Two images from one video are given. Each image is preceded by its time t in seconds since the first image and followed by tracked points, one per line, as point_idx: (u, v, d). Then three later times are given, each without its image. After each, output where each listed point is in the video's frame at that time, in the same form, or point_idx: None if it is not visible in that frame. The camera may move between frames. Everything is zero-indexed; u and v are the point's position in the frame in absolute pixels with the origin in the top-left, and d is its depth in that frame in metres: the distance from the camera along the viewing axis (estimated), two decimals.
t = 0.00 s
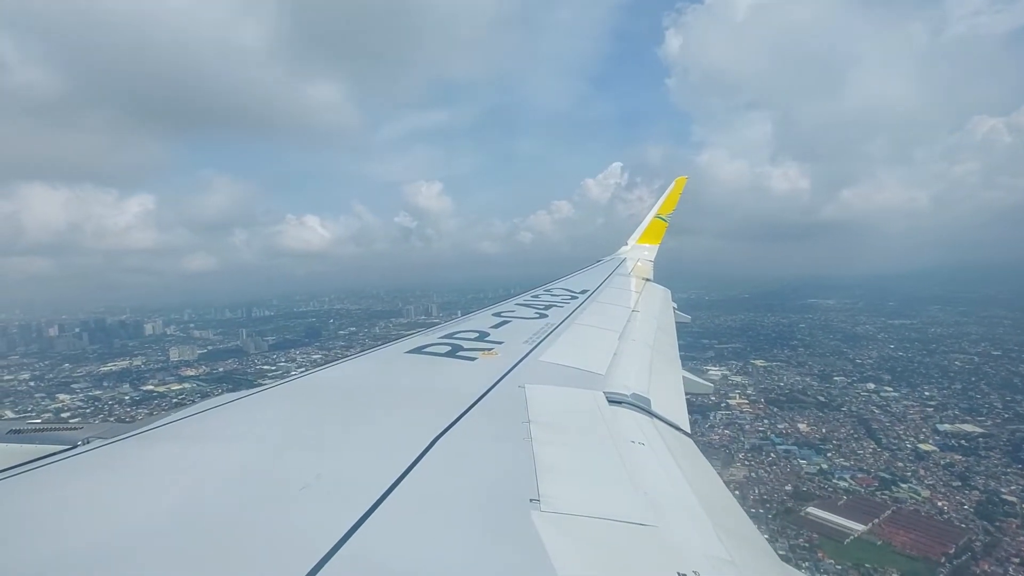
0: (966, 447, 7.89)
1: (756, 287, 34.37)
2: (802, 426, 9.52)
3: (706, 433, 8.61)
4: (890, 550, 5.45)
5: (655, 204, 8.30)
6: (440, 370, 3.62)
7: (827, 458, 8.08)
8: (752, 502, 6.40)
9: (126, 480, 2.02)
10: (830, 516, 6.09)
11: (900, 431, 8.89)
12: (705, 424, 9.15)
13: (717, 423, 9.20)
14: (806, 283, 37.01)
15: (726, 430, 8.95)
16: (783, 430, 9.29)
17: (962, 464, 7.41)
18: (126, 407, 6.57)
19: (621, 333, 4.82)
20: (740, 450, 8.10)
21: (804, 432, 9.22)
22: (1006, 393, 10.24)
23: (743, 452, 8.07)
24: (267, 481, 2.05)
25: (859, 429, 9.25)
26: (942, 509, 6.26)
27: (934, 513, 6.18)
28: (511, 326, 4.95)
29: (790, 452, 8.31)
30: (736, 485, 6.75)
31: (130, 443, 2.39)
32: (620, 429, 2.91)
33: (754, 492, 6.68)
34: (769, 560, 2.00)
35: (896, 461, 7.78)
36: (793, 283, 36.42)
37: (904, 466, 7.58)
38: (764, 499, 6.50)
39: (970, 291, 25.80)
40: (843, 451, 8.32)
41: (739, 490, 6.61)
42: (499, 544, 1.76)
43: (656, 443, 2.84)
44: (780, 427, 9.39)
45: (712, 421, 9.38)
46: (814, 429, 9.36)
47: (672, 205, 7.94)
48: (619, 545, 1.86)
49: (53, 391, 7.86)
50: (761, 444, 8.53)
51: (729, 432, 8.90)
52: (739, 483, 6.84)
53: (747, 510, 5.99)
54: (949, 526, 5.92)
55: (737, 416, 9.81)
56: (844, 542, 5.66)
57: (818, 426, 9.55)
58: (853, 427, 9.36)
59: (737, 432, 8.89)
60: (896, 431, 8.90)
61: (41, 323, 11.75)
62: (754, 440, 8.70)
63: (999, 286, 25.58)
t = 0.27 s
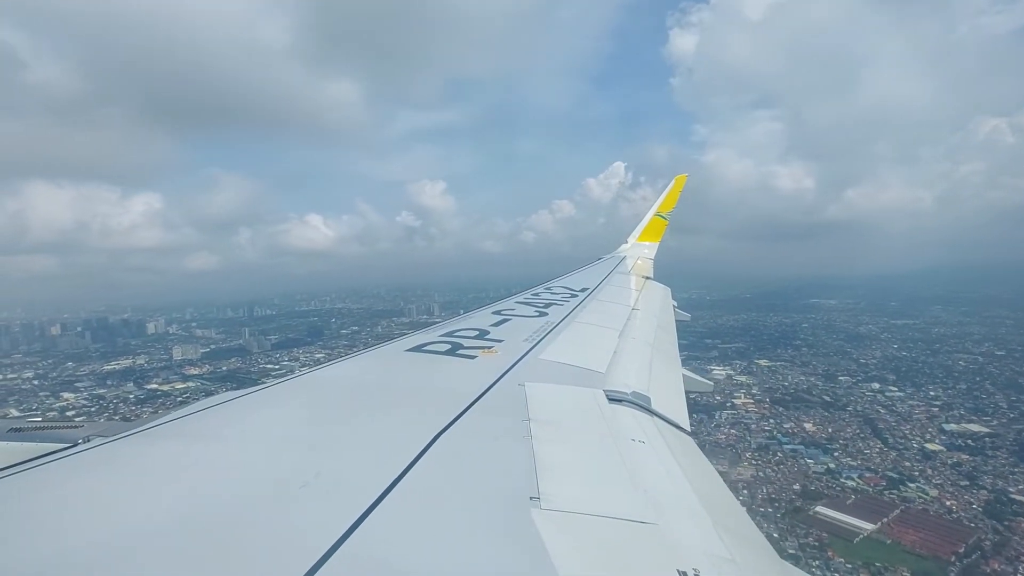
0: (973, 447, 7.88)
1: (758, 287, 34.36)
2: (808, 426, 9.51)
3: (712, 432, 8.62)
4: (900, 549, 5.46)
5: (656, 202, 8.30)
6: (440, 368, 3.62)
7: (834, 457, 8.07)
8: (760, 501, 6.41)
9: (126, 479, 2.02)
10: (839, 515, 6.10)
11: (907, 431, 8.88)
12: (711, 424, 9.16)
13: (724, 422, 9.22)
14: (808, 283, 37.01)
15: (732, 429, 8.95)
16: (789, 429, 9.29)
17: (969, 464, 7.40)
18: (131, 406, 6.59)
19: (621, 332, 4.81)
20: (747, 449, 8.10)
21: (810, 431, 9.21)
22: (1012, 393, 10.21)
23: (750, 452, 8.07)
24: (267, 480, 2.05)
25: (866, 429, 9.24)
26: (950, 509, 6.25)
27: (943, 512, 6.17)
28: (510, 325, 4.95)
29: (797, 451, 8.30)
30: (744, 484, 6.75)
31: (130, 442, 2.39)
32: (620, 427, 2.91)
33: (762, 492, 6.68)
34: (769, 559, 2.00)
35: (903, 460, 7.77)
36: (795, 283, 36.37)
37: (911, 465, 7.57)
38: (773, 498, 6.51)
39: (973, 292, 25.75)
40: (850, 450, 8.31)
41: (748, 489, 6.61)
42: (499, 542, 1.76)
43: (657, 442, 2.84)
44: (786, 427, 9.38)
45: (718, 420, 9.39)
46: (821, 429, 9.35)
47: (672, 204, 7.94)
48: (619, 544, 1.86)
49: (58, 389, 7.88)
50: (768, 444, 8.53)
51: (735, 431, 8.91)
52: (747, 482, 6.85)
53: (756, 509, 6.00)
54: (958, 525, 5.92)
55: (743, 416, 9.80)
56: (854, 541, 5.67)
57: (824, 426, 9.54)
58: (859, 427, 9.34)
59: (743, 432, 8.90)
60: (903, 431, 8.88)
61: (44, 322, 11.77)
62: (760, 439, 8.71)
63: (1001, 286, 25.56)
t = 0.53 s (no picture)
0: (979, 447, 7.87)
1: (759, 287, 34.36)
2: (814, 426, 9.49)
3: (718, 432, 8.64)
4: (910, 548, 5.46)
5: (656, 201, 8.29)
6: (440, 367, 3.62)
7: (841, 457, 8.06)
8: (768, 502, 6.43)
9: (126, 478, 2.02)
10: (848, 515, 6.11)
11: (913, 431, 8.87)
12: (717, 424, 9.17)
13: (730, 423, 9.25)
14: (811, 283, 36.98)
15: (738, 430, 8.97)
16: (795, 429, 9.28)
17: (977, 464, 7.39)
18: (136, 405, 6.60)
19: (621, 331, 4.81)
20: (753, 449, 8.12)
21: (816, 431, 9.20)
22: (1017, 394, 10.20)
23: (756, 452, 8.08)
24: (268, 479, 2.05)
25: (872, 429, 9.23)
26: (959, 509, 6.25)
27: (951, 512, 6.17)
28: (511, 323, 4.96)
29: (803, 451, 8.30)
30: (752, 484, 6.78)
31: (129, 441, 2.39)
32: (620, 426, 2.91)
33: (770, 492, 6.71)
34: (770, 558, 2.00)
35: (910, 460, 7.76)
36: (798, 284, 36.31)
37: (919, 465, 7.56)
38: (781, 498, 6.54)
39: (976, 292, 25.71)
40: (857, 450, 8.29)
41: (756, 489, 6.64)
42: (498, 541, 1.77)
43: (657, 441, 2.84)
44: (791, 427, 9.38)
45: (723, 420, 9.40)
46: (827, 429, 9.34)
47: (672, 203, 7.94)
48: (619, 542, 1.87)
49: (61, 388, 7.90)
50: (774, 444, 8.54)
51: (741, 432, 8.93)
52: (754, 482, 6.87)
53: (764, 509, 6.07)
54: (967, 524, 5.92)
55: (748, 416, 9.80)
56: (863, 540, 5.68)
57: (830, 426, 9.53)
58: (866, 427, 9.33)
59: (749, 432, 8.91)
60: (909, 431, 8.87)
61: (47, 321, 11.80)
62: (766, 439, 8.74)
63: (1004, 288, 25.54)
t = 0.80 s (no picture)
0: (987, 448, 7.86)
1: (762, 288, 34.30)
2: (821, 426, 9.48)
3: (724, 433, 8.67)
4: (920, 548, 5.46)
5: (656, 201, 8.29)
6: (441, 367, 3.62)
7: (848, 457, 8.05)
8: (776, 501, 6.46)
9: (126, 478, 2.02)
10: (857, 515, 6.12)
11: (920, 431, 8.85)
12: (723, 425, 9.19)
13: (735, 423, 9.25)
14: (813, 284, 36.92)
15: (744, 430, 8.99)
16: (801, 429, 9.27)
17: (984, 464, 7.38)
18: (140, 404, 6.61)
19: (621, 331, 4.81)
20: (760, 450, 8.12)
21: (823, 431, 9.19)
22: None
23: (763, 452, 8.11)
24: (267, 479, 2.05)
25: (878, 429, 9.21)
26: (968, 509, 6.24)
27: (960, 512, 6.17)
28: (511, 323, 4.96)
29: (810, 451, 8.29)
30: (760, 484, 6.81)
31: (130, 440, 2.40)
32: (620, 426, 2.91)
33: (778, 492, 6.74)
34: (770, 558, 2.00)
35: (917, 461, 7.75)
36: (800, 285, 36.24)
37: (926, 465, 7.55)
38: (789, 498, 6.58)
39: (979, 293, 25.68)
40: (864, 450, 8.28)
41: (764, 489, 6.68)
42: (498, 540, 1.77)
43: (657, 441, 2.84)
44: (797, 427, 9.37)
45: (729, 420, 9.42)
46: (833, 429, 9.32)
47: (672, 203, 7.93)
48: (620, 543, 1.86)
49: (65, 387, 7.92)
50: (780, 444, 8.55)
51: (747, 432, 8.94)
52: (762, 482, 6.90)
53: (772, 509, 6.13)
54: (976, 525, 5.92)
55: (754, 416, 9.81)
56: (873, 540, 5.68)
57: (836, 426, 9.51)
58: (871, 427, 9.32)
59: (755, 432, 8.91)
60: (915, 432, 8.85)
61: (49, 321, 11.83)
62: (773, 440, 8.74)
63: (1008, 288, 25.46)
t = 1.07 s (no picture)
0: (994, 448, 7.86)
1: (764, 288, 34.29)
2: (827, 425, 9.47)
3: (730, 433, 8.67)
4: (931, 547, 5.46)
5: (656, 202, 8.29)
6: (441, 368, 3.63)
7: (856, 457, 8.03)
8: (784, 502, 6.48)
9: (126, 478, 2.03)
10: (867, 514, 6.12)
11: (926, 431, 8.84)
12: (729, 425, 9.19)
13: (742, 424, 9.25)
14: (815, 284, 36.89)
15: (751, 430, 9.00)
16: (807, 429, 9.26)
17: (992, 464, 7.37)
18: (144, 403, 6.63)
19: (621, 331, 4.81)
20: (767, 450, 8.12)
21: (829, 431, 9.18)
22: None
23: (770, 452, 8.12)
24: (266, 479, 2.06)
25: (884, 428, 9.20)
26: (977, 508, 6.24)
27: (969, 512, 6.16)
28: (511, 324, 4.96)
29: (817, 451, 8.28)
30: (769, 484, 6.83)
31: (130, 440, 2.41)
32: (620, 427, 2.91)
33: (787, 492, 6.75)
34: (770, 559, 1.99)
35: (924, 460, 7.74)
36: (802, 285, 36.21)
37: (934, 465, 7.54)
38: (798, 498, 6.61)
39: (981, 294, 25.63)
40: (871, 450, 8.26)
41: (772, 489, 6.69)
42: (497, 541, 1.77)
43: (656, 441, 2.84)
44: (804, 427, 9.37)
45: (735, 421, 9.42)
46: (839, 429, 9.31)
47: (673, 204, 7.92)
48: (619, 543, 1.86)
49: (69, 386, 7.93)
50: (788, 443, 8.55)
51: (753, 432, 8.95)
52: (771, 482, 6.91)
53: (782, 510, 6.16)
54: (986, 525, 5.92)
55: (760, 416, 9.81)
56: (883, 540, 5.68)
57: (843, 426, 9.50)
58: (878, 427, 9.30)
59: (762, 433, 8.90)
60: (922, 431, 8.84)
61: (52, 320, 11.84)
62: (779, 440, 8.73)
63: (1011, 289, 25.42)
